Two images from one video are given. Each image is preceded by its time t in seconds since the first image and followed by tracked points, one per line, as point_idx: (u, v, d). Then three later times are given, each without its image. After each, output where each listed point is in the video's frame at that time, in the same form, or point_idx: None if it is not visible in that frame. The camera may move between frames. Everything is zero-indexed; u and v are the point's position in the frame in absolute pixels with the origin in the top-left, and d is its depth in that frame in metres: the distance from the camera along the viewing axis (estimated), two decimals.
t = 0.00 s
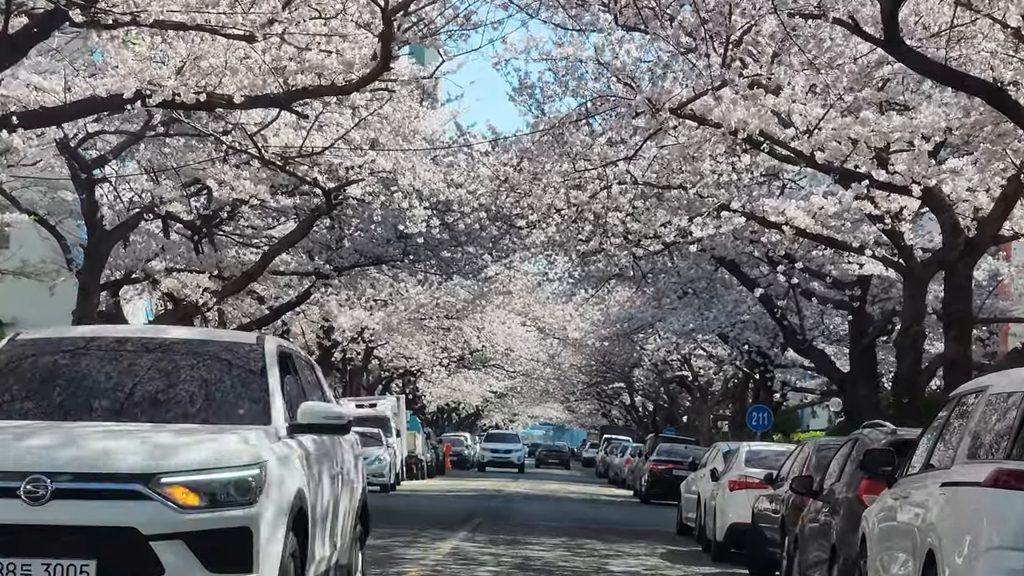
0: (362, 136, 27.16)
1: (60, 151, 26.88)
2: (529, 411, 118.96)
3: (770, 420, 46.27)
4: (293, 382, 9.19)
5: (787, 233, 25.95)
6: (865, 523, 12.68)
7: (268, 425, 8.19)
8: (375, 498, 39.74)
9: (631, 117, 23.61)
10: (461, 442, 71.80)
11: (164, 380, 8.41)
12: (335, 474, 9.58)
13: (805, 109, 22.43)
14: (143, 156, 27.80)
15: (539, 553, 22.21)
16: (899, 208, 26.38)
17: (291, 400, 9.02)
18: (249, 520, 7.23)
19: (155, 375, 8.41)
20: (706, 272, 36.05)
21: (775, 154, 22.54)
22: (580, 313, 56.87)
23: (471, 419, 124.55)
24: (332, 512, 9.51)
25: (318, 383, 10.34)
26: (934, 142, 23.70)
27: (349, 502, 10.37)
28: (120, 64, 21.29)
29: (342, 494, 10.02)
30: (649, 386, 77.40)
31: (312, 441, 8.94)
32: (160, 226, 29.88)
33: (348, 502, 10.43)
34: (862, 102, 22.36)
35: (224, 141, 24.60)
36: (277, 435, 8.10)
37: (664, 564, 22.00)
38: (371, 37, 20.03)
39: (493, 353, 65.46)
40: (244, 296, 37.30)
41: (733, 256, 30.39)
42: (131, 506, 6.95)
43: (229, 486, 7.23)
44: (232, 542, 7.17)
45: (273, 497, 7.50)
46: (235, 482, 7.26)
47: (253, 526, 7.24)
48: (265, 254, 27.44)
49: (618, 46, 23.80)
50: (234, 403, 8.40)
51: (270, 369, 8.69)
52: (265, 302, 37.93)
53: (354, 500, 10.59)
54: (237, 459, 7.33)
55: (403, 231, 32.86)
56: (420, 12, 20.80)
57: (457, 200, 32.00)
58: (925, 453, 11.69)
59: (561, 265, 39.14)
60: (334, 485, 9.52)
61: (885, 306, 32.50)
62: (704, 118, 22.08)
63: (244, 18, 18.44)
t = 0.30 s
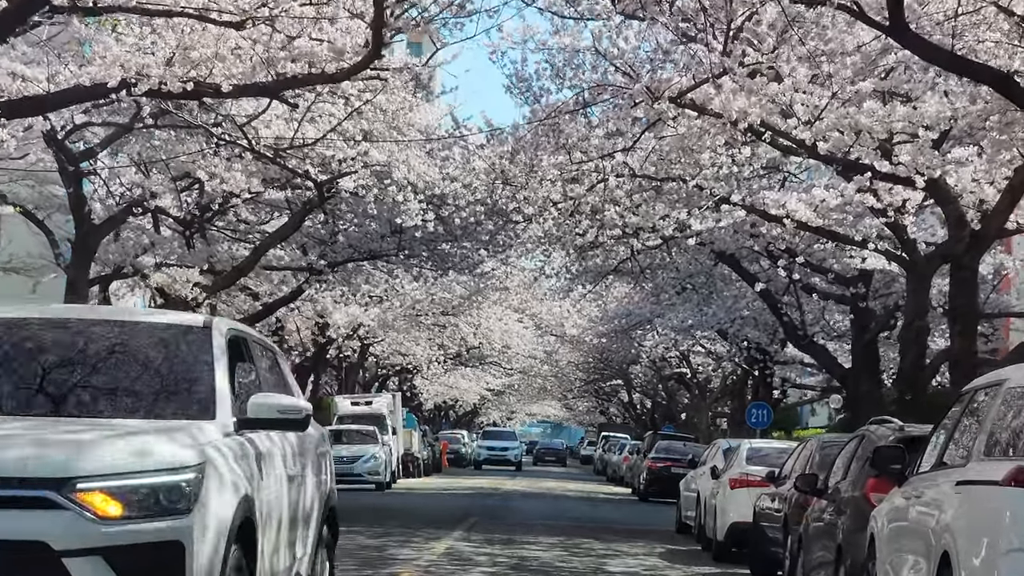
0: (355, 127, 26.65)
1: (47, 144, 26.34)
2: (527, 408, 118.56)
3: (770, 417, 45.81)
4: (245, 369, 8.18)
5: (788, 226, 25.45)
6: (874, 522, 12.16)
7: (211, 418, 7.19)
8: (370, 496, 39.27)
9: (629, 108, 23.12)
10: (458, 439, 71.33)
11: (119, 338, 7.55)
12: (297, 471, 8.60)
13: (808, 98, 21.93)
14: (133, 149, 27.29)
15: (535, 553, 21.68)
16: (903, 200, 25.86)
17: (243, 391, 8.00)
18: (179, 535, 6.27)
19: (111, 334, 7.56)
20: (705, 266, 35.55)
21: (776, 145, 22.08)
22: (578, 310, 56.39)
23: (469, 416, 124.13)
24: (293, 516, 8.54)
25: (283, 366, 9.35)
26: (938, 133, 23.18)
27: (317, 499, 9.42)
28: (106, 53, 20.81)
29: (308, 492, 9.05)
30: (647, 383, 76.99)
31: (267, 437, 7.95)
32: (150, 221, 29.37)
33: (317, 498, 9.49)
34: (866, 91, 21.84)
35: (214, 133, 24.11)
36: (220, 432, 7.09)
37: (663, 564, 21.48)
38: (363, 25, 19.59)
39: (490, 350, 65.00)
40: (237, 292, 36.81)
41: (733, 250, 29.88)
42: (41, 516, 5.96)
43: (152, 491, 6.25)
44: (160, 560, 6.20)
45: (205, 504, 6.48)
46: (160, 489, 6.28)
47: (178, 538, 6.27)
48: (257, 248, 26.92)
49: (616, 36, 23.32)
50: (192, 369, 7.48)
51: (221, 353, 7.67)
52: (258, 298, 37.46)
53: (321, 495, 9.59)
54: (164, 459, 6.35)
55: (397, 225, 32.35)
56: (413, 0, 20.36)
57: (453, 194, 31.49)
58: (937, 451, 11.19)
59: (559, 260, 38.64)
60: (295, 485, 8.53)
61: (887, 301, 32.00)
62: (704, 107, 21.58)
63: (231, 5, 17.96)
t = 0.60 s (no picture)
0: (346, 118, 26.12)
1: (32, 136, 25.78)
2: (523, 406, 118.18)
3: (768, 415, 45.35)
4: (176, 354, 6.85)
5: (788, 219, 24.91)
6: (883, 523, 11.63)
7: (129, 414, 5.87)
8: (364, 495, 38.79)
9: (626, 98, 22.63)
10: (453, 437, 70.86)
11: (59, 301, 6.48)
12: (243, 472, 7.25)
13: (809, 87, 21.40)
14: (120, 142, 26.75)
15: (531, 553, 21.13)
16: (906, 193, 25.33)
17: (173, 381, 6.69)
18: (88, 550, 4.99)
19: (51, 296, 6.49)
20: (703, 261, 35.01)
21: (777, 136, 21.62)
22: (574, 306, 55.93)
23: (465, 414, 123.79)
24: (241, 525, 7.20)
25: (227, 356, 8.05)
26: (943, 123, 22.64)
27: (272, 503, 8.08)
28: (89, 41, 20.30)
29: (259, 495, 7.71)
30: (643, 381, 76.61)
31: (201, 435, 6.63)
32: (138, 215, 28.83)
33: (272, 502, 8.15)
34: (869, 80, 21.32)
35: (201, 124, 23.60)
36: (143, 427, 5.81)
37: (662, 564, 20.93)
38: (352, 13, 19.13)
39: (486, 347, 64.56)
40: (227, 288, 36.29)
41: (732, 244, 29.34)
42: None
43: (49, 502, 4.96)
44: None
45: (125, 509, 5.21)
46: (52, 500, 4.97)
47: (78, 562, 4.95)
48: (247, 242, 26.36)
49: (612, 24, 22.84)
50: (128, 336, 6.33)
51: (143, 335, 6.35)
52: (250, 295, 36.95)
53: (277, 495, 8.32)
54: (59, 462, 5.04)
55: (390, 220, 31.83)
56: None
57: (447, 187, 30.97)
58: (950, 448, 10.66)
59: (554, 255, 38.14)
60: (243, 491, 7.24)
61: (888, 296, 31.49)
62: (703, 96, 21.06)
63: None
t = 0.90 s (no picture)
0: (338, 110, 25.56)
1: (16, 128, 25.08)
2: (520, 404, 117.68)
3: (767, 412, 44.86)
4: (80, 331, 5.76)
5: (789, 212, 24.38)
6: (894, 525, 11.10)
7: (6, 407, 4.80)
8: (358, 494, 38.24)
9: (624, 87, 22.07)
10: (450, 435, 70.35)
11: None
12: (174, 463, 6.26)
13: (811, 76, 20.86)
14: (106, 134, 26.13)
15: (526, 554, 20.59)
16: (909, 185, 24.81)
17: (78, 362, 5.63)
18: None
19: None
20: (702, 256, 34.47)
21: (778, 125, 21.16)
22: (570, 303, 55.43)
23: (461, 413, 123.30)
24: (173, 524, 6.24)
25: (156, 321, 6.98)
26: (948, 112, 22.09)
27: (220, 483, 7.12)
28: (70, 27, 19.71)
29: (201, 483, 6.73)
30: (640, 378, 76.12)
31: (112, 428, 5.63)
32: (126, 210, 28.27)
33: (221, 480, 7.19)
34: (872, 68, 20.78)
35: (189, 116, 23.03)
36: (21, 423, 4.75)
37: (661, 565, 20.40)
38: None
39: (482, 345, 64.02)
40: (219, 284, 35.74)
41: (731, 238, 28.79)
42: None
43: None
44: None
45: None
46: None
47: None
48: (236, 236, 25.79)
49: (608, 12, 22.31)
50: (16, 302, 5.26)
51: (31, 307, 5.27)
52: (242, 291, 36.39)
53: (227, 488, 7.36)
54: None
55: (383, 214, 31.28)
56: None
57: (441, 181, 30.42)
58: (966, 447, 10.13)
59: (551, 250, 37.60)
60: (170, 490, 6.19)
61: (890, 290, 30.97)
62: (702, 85, 20.50)
63: None
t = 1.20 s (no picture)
0: (330, 102, 25.03)
1: None
2: (518, 403, 117.25)
3: (768, 410, 44.36)
4: None
5: (792, 204, 23.86)
6: (909, 527, 10.52)
7: None
8: (354, 494, 37.70)
9: (624, 77, 21.55)
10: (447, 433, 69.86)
11: None
12: (106, 458, 5.47)
13: (814, 64, 20.34)
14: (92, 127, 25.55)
15: (523, 556, 20.03)
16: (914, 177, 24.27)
17: None
18: None
19: None
20: (702, 251, 33.95)
21: (781, 116, 20.68)
22: (568, 300, 54.95)
23: (459, 412, 122.88)
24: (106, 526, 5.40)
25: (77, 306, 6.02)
26: (955, 102, 21.53)
27: (159, 483, 6.34)
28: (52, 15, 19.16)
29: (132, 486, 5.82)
30: (639, 376, 75.67)
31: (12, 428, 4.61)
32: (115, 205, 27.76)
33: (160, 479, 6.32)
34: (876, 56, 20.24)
35: (177, 107, 22.48)
36: None
37: (662, 567, 19.85)
38: None
39: (479, 343, 63.54)
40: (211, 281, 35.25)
41: (732, 232, 28.26)
42: None
43: None
44: None
45: None
46: None
47: None
48: (226, 231, 25.22)
49: None
50: None
51: None
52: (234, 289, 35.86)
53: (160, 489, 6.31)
54: None
55: (378, 209, 30.77)
56: None
57: (436, 174, 29.89)
58: (987, 445, 9.55)
59: (549, 245, 37.09)
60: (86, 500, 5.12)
61: (893, 286, 30.46)
62: (704, 74, 19.95)
63: None
